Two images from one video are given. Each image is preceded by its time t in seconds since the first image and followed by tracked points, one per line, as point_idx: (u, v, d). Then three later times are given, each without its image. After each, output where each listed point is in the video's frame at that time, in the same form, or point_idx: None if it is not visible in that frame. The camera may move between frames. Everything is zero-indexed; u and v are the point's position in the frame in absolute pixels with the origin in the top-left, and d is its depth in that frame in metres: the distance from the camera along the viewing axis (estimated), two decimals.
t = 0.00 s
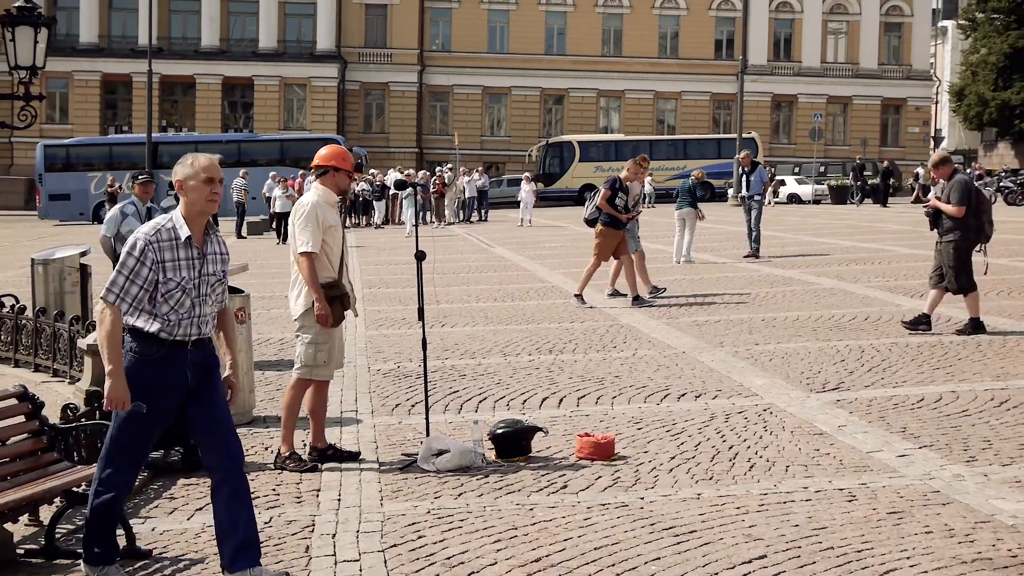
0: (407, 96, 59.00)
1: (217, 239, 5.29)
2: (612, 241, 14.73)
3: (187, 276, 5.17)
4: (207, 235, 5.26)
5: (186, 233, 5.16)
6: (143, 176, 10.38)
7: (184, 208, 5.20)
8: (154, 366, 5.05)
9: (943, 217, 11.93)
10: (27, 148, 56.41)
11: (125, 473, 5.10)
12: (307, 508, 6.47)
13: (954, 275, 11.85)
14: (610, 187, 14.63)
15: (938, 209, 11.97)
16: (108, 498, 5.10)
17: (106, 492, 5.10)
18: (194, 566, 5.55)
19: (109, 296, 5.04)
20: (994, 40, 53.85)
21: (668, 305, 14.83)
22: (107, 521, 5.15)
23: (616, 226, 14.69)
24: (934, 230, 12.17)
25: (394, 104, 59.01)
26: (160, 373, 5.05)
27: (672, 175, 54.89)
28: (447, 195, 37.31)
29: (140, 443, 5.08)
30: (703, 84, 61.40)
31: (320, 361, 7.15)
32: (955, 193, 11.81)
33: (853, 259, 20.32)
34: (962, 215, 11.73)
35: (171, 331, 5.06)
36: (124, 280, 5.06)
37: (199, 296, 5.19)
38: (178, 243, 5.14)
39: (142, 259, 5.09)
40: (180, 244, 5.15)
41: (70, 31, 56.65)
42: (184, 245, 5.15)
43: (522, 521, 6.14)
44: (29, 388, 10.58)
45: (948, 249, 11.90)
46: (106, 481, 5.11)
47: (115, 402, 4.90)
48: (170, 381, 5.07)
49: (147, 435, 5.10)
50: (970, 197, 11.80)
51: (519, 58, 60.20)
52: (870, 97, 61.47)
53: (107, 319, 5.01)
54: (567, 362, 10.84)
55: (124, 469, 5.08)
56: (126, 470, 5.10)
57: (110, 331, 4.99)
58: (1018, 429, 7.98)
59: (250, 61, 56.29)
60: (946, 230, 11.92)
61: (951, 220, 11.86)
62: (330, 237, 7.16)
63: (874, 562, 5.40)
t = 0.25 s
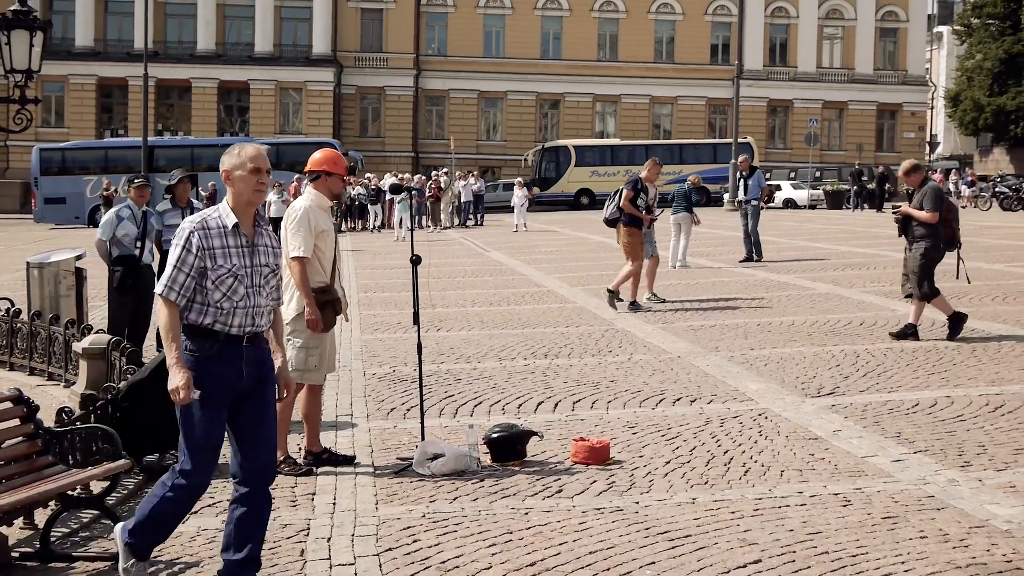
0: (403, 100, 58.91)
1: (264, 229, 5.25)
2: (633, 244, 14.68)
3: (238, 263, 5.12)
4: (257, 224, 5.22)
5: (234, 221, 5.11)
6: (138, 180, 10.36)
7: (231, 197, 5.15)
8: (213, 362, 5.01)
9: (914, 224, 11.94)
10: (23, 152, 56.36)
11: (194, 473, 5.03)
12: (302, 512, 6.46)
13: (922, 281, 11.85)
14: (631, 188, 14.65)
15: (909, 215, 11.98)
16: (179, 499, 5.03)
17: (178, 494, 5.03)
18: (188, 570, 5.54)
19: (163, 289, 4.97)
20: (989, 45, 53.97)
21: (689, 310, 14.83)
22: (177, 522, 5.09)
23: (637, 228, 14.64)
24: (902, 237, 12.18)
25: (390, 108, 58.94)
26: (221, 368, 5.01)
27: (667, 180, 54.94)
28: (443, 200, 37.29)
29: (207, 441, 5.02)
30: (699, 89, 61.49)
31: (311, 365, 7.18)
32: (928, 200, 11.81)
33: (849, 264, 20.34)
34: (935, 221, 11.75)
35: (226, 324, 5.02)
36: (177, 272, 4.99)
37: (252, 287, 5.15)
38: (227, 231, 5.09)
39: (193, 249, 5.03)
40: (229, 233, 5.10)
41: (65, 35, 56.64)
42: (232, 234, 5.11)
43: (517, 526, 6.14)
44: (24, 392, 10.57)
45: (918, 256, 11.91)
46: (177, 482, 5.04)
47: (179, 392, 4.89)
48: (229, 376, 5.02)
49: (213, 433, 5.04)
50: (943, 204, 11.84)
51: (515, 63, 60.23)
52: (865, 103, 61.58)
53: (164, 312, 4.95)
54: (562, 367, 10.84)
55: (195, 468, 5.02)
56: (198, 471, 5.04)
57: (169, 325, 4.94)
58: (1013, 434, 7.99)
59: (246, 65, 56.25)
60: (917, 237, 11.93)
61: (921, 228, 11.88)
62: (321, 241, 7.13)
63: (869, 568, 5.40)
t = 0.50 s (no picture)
0: (402, 103, 58.82)
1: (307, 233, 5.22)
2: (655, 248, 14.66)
3: (283, 267, 5.09)
4: (299, 226, 5.19)
5: (278, 226, 5.07)
6: (137, 183, 10.37)
7: (274, 201, 5.12)
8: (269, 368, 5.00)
9: (894, 224, 11.95)
10: (21, 155, 56.33)
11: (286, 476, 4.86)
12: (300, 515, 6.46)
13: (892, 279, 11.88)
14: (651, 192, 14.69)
15: (890, 215, 11.98)
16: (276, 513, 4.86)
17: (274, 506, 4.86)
18: (188, 572, 5.55)
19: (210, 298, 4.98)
20: (988, 47, 54.03)
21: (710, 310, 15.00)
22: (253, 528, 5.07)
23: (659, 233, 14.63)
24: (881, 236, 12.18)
25: (388, 111, 58.91)
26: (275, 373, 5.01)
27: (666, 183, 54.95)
28: (442, 202, 37.26)
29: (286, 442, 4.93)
30: (697, 92, 61.56)
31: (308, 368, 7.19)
32: (909, 200, 11.86)
33: (848, 267, 20.35)
34: (915, 221, 11.76)
35: (275, 328, 5.00)
36: (221, 280, 4.99)
37: (298, 291, 5.12)
38: (271, 235, 5.06)
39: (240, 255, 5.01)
40: (274, 237, 5.06)
41: (64, 38, 56.66)
42: (277, 237, 5.07)
43: (515, 529, 6.14)
44: (22, 395, 10.56)
45: (893, 255, 11.91)
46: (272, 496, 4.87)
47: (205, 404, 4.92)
48: (278, 379, 5.01)
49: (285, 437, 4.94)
50: (923, 207, 11.86)
51: (514, 65, 60.29)
52: (864, 105, 61.64)
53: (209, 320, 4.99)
54: (561, 369, 10.84)
55: (285, 469, 4.85)
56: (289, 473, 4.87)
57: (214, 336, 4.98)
58: (1011, 437, 7.99)
59: (245, 67, 56.23)
60: (895, 236, 11.94)
61: (901, 227, 11.89)
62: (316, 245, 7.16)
63: (868, 570, 5.40)
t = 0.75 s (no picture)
0: (404, 105, 58.82)
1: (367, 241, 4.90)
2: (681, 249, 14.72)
3: (345, 277, 4.77)
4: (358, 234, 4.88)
5: (338, 235, 4.76)
6: (139, 185, 10.38)
7: (331, 208, 4.81)
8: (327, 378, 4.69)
9: (873, 232, 11.82)
10: (24, 158, 56.37)
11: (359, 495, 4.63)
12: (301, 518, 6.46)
13: (872, 286, 11.89)
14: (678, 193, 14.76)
15: (869, 223, 11.84)
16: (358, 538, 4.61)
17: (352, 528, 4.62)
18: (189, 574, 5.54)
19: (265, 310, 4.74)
20: (990, 50, 53.99)
21: (727, 309, 15.23)
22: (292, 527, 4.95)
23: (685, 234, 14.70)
24: (860, 241, 12.09)
25: (391, 114, 58.93)
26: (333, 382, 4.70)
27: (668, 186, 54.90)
28: (444, 205, 37.25)
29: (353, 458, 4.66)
30: (700, 94, 61.56)
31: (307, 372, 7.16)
32: (887, 209, 11.70)
33: (851, 270, 20.34)
34: (894, 231, 11.64)
35: (338, 339, 4.69)
36: (277, 290, 4.72)
37: (358, 301, 4.79)
38: (331, 244, 4.74)
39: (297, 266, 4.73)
40: (332, 246, 4.75)
41: (66, 41, 56.71)
42: (337, 246, 4.75)
43: (516, 532, 6.14)
44: (24, 398, 10.55)
45: (872, 262, 11.87)
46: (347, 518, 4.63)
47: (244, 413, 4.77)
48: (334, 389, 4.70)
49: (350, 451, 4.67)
50: (902, 214, 11.72)
51: (516, 68, 60.30)
52: (866, 108, 61.65)
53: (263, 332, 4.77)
54: (562, 372, 10.85)
55: (357, 489, 4.62)
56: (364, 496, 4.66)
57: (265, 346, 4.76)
58: (1013, 440, 7.98)
59: (247, 70, 56.28)
60: (873, 243, 11.85)
61: (879, 236, 11.79)
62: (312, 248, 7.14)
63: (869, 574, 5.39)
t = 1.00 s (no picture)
0: (407, 107, 58.95)
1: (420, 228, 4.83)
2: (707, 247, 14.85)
3: (407, 271, 4.71)
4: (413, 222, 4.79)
5: (397, 227, 4.68)
6: (141, 187, 10.40)
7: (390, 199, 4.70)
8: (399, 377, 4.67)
9: (854, 233, 11.90)
10: (26, 159, 56.40)
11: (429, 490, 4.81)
12: (301, 520, 6.46)
13: (860, 289, 11.91)
14: (704, 191, 14.99)
15: (850, 224, 11.93)
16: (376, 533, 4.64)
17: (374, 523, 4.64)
18: None
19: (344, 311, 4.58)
20: (993, 54, 53.98)
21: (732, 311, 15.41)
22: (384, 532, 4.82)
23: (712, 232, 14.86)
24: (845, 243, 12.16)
25: (393, 116, 59.01)
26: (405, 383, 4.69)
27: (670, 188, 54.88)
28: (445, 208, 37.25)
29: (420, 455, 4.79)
30: (703, 98, 61.63)
31: (306, 374, 7.16)
32: (866, 210, 11.76)
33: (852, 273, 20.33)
34: (872, 232, 11.70)
35: (401, 333, 4.67)
36: (351, 288, 4.59)
37: (418, 292, 4.76)
38: (391, 237, 4.67)
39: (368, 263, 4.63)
40: (393, 238, 4.67)
41: (70, 43, 56.77)
42: (397, 239, 4.68)
43: (517, 534, 6.13)
44: (25, 399, 10.56)
45: (855, 264, 11.93)
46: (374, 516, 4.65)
47: (353, 425, 4.50)
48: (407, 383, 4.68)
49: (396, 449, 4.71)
50: (882, 215, 11.76)
51: (519, 71, 60.32)
52: (869, 111, 61.65)
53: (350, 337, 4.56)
54: (564, 375, 10.85)
55: (425, 487, 4.78)
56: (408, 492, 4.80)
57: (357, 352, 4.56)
58: (1014, 444, 7.98)
59: (250, 72, 56.34)
60: (855, 244, 11.92)
61: (861, 237, 11.85)
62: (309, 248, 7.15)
63: None
